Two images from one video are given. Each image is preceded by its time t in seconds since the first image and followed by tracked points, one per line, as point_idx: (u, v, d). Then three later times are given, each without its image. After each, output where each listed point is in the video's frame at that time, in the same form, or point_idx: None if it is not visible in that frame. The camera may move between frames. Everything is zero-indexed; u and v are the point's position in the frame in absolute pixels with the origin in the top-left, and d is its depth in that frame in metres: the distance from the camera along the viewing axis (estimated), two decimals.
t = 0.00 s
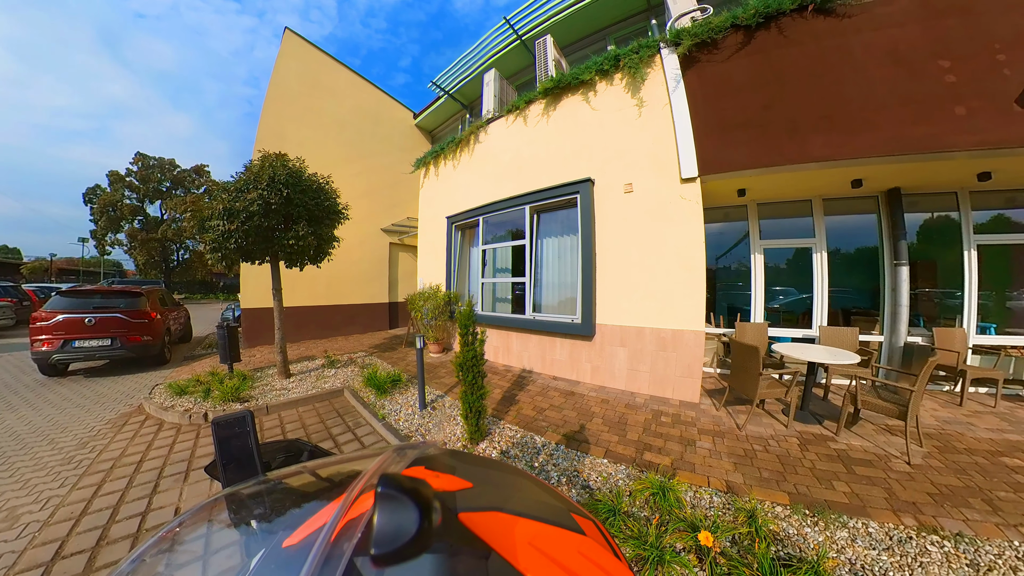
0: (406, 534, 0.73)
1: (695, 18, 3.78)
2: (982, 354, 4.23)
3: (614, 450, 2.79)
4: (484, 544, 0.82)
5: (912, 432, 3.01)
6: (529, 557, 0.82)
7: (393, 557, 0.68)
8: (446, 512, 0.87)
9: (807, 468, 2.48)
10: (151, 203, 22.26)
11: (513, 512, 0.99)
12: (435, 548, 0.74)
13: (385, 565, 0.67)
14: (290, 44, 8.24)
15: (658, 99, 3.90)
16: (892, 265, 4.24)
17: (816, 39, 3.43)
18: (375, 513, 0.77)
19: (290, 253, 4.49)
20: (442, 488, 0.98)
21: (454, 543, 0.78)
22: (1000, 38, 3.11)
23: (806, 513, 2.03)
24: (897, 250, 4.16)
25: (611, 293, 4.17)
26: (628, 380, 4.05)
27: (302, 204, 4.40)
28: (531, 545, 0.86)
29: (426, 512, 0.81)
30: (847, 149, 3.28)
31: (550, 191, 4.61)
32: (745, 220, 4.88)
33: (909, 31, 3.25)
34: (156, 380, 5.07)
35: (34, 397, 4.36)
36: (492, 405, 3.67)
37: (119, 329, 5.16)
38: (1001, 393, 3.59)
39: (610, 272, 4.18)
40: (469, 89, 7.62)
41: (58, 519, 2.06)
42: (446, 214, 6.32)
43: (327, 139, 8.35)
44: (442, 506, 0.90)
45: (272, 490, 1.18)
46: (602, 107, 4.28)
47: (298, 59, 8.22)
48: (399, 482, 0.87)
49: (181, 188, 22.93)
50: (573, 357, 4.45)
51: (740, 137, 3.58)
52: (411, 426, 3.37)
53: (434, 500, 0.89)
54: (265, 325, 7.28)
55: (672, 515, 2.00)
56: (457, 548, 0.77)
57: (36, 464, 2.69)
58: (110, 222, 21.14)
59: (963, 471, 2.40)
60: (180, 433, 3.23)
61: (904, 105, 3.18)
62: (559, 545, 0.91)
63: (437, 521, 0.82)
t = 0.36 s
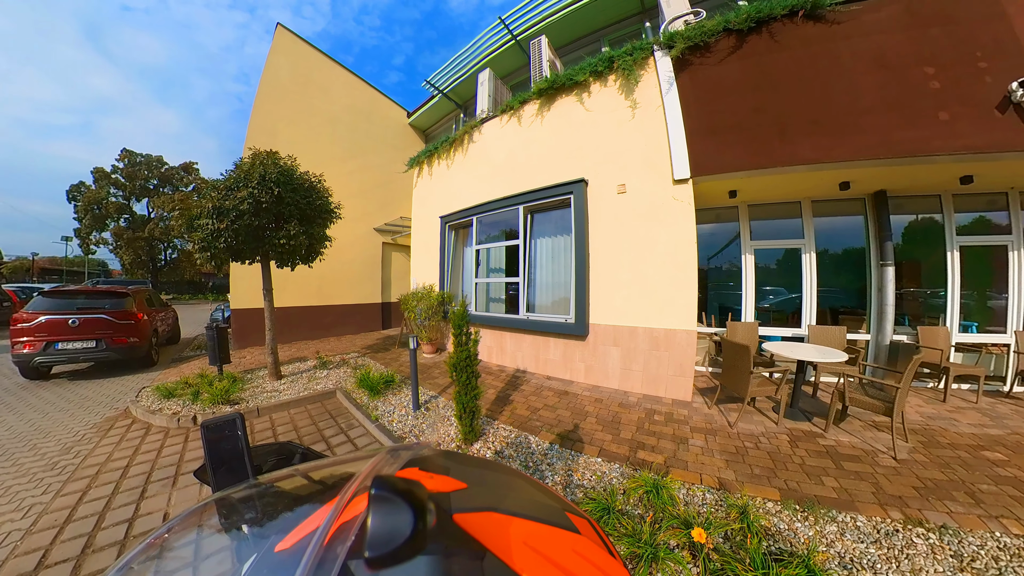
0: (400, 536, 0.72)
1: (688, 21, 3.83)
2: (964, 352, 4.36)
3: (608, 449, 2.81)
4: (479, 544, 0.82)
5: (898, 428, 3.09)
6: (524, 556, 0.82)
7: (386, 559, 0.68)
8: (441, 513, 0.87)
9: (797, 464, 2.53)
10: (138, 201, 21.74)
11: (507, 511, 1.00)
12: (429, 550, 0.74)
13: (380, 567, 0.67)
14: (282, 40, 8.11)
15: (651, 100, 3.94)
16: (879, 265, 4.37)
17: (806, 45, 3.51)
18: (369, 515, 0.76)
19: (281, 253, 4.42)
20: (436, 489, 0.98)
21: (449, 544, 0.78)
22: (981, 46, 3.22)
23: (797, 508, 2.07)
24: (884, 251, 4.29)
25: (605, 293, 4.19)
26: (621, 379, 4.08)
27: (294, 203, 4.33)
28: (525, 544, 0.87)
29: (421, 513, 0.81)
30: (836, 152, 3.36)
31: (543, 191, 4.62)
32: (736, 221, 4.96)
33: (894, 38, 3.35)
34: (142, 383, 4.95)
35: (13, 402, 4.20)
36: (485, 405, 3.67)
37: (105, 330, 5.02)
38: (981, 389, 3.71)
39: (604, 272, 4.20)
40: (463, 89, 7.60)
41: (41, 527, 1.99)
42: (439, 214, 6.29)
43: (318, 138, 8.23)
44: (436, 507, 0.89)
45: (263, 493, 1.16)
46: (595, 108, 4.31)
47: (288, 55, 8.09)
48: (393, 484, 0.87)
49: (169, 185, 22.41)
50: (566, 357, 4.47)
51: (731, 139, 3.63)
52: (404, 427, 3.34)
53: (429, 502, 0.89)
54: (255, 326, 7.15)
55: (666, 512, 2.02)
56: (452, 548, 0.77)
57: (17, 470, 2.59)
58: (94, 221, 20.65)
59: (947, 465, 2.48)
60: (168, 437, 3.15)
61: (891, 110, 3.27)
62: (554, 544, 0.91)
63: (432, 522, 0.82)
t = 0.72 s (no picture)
0: (395, 538, 0.73)
1: (682, 24, 3.88)
2: (947, 350, 4.48)
3: (602, 448, 2.82)
4: (474, 544, 0.82)
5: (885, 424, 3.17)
6: (520, 555, 0.83)
7: (381, 561, 0.68)
8: (436, 515, 0.87)
9: (788, 461, 2.58)
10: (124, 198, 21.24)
11: (503, 511, 1.00)
12: (425, 550, 0.74)
13: (374, 569, 0.67)
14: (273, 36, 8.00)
15: (645, 102, 3.98)
16: (867, 266, 4.47)
17: (797, 49, 3.57)
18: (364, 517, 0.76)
19: (273, 252, 4.35)
20: (431, 490, 0.97)
21: (444, 545, 0.78)
22: (965, 53, 3.32)
23: (788, 504, 2.12)
24: (871, 252, 4.38)
25: (599, 293, 4.22)
26: (615, 378, 4.11)
27: (286, 202, 4.27)
28: (521, 544, 0.87)
29: (415, 515, 0.80)
30: (826, 155, 3.43)
31: (538, 192, 4.63)
32: (728, 222, 5.03)
33: (881, 44, 3.44)
34: (130, 386, 4.83)
35: None
36: (480, 406, 3.67)
37: (91, 332, 4.89)
38: (964, 386, 3.82)
39: (598, 272, 4.22)
40: (458, 88, 7.58)
41: (25, 535, 1.93)
42: (433, 214, 6.26)
43: (310, 136, 8.12)
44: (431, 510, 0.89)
45: (256, 497, 1.14)
46: (590, 109, 4.33)
47: (279, 51, 7.96)
48: (386, 486, 0.87)
49: (157, 183, 21.92)
50: (561, 357, 4.48)
51: (724, 142, 3.68)
52: (398, 429, 3.31)
53: (424, 503, 0.89)
54: (246, 327, 7.04)
55: (660, 510, 2.04)
56: (447, 549, 0.77)
57: None
58: (79, 219, 20.17)
59: (932, 460, 2.55)
60: (157, 441, 3.08)
61: (879, 114, 3.35)
62: (550, 544, 0.91)
63: (426, 523, 0.82)
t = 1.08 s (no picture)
0: (325, 481, 0.77)
1: (671, 28, 3.92)
2: (929, 350, 4.59)
3: (590, 447, 2.84)
4: (403, 498, 0.88)
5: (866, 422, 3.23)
6: (442, 510, 0.92)
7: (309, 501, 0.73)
8: (368, 464, 0.92)
9: (772, 458, 2.62)
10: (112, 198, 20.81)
11: (434, 469, 1.07)
12: (354, 496, 0.80)
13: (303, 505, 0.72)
14: (264, 35, 7.92)
15: (635, 105, 4.02)
16: (850, 267, 4.58)
17: (783, 55, 3.64)
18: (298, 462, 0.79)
19: (263, 255, 4.30)
20: (367, 441, 1.02)
21: (372, 493, 0.83)
22: (946, 61, 3.41)
23: (771, 500, 2.15)
24: (855, 253, 4.50)
25: (589, 294, 4.24)
26: (605, 379, 4.13)
27: (276, 205, 4.23)
28: (447, 500, 0.96)
29: (349, 461, 0.85)
30: (811, 158, 3.51)
31: (529, 194, 4.64)
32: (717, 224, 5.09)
33: (863, 50, 3.53)
34: (119, 389, 4.76)
35: None
36: (471, 406, 3.66)
37: (77, 335, 4.79)
38: (945, 385, 3.91)
39: (587, 273, 4.25)
40: (451, 89, 7.57)
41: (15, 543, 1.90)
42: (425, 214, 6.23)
43: (301, 135, 8.05)
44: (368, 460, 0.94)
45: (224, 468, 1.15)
46: (580, 111, 4.36)
47: (269, 49, 7.88)
48: (323, 432, 0.89)
49: (145, 182, 21.49)
50: (551, 358, 4.49)
51: (712, 145, 3.73)
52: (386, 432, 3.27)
53: (359, 452, 0.93)
54: (235, 329, 6.94)
55: (643, 508, 2.05)
56: (375, 497, 0.83)
57: None
58: (65, 218, 19.76)
59: (911, 457, 2.61)
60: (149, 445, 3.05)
61: (863, 119, 3.43)
62: (473, 504, 1.01)
63: (359, 470, 0.87)
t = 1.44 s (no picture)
0: (531, 496, 0.85)
1: (669, 53, 4.15)
2: (904, 357, 4.86)
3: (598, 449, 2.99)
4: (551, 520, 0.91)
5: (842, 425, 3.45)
6: (653, 530, 0.81)
7: (521, 516, 0.82)
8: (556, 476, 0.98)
9: (755, 458, 2.80)
10: (98, 195, 20.36)
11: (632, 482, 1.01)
12: (558, 511, 0.84)
13: (518, 520, 0.81)
14: (265, 40, 7.97)
15: (633, 126, 4.23)
16: (830, 279, 4.83)
17: (774, 84, 3.91)
18: (505, 477, 0.91)
19: (269, 265, 4.39)
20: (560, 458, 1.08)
21: (574, 506, 0.87)
22: (922, 97, 3.71)
23: (751, 495, 2.32)
24: (835, 267, 4.75)
25: (586, 305, 4.41)
26: (603, 385, 4.29)
27: (283, 216, 4.32)
28: (650, 514, 0.87)
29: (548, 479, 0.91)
30: (796, 183, 3.77)
31: (532, 208, 4.82)
32: (707, 236, 5.33)
33: (844, 83, 3.81)
34: (121, 400, 4.79)
35: None
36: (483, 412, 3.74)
37: (74, 345, 4.81)
38: (916, 390, 4.16)
39: (587, 284, 4.42)
40: (452, 96, 7.73)
41: (43, 563, 1.98)
42: (428, 223, 6.33)
43: (303, 142, 8.15)
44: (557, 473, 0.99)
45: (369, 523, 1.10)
46: (581, 129, 4.56)
47: (270, 55, 7.96)
48: (522, 453, 1.00)
49: (134, 179, 21.04)
50: (554, 365, 4.64)
51: (706, 167, 3.96)
52: (403, 438, 3.39)
53: (554, 468, 1.00)
54: (234, 335, 6.95)
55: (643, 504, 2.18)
56: (576, 511, 0.86)
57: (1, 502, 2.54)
58: (49, 216, 19.30)
59: (878, 457, 2.82)
60: (161, 458, 3.18)
61: (845, 148, 3.71)
62: (693, 529, 0.85)
63: (557, 486, 0.92)
